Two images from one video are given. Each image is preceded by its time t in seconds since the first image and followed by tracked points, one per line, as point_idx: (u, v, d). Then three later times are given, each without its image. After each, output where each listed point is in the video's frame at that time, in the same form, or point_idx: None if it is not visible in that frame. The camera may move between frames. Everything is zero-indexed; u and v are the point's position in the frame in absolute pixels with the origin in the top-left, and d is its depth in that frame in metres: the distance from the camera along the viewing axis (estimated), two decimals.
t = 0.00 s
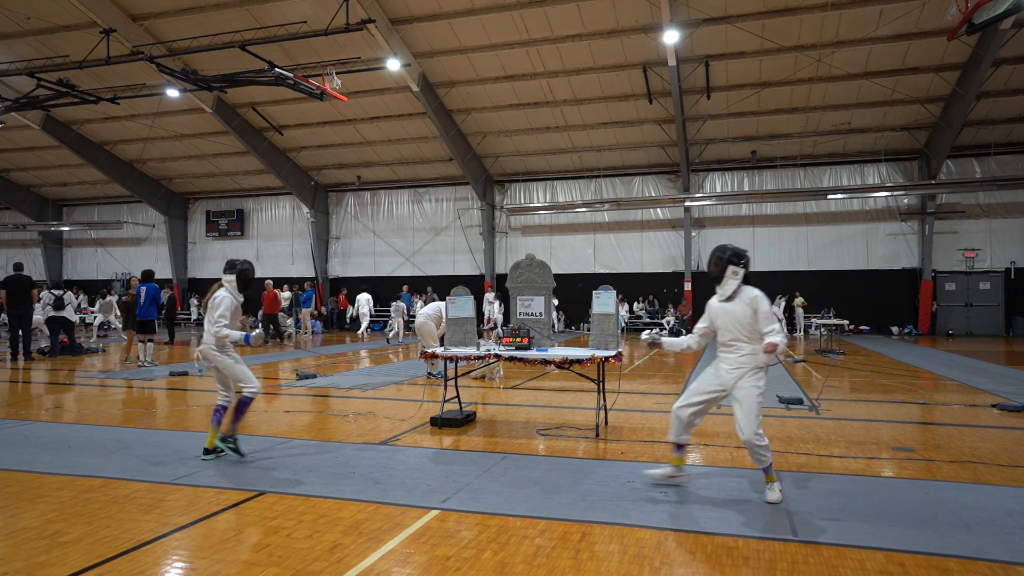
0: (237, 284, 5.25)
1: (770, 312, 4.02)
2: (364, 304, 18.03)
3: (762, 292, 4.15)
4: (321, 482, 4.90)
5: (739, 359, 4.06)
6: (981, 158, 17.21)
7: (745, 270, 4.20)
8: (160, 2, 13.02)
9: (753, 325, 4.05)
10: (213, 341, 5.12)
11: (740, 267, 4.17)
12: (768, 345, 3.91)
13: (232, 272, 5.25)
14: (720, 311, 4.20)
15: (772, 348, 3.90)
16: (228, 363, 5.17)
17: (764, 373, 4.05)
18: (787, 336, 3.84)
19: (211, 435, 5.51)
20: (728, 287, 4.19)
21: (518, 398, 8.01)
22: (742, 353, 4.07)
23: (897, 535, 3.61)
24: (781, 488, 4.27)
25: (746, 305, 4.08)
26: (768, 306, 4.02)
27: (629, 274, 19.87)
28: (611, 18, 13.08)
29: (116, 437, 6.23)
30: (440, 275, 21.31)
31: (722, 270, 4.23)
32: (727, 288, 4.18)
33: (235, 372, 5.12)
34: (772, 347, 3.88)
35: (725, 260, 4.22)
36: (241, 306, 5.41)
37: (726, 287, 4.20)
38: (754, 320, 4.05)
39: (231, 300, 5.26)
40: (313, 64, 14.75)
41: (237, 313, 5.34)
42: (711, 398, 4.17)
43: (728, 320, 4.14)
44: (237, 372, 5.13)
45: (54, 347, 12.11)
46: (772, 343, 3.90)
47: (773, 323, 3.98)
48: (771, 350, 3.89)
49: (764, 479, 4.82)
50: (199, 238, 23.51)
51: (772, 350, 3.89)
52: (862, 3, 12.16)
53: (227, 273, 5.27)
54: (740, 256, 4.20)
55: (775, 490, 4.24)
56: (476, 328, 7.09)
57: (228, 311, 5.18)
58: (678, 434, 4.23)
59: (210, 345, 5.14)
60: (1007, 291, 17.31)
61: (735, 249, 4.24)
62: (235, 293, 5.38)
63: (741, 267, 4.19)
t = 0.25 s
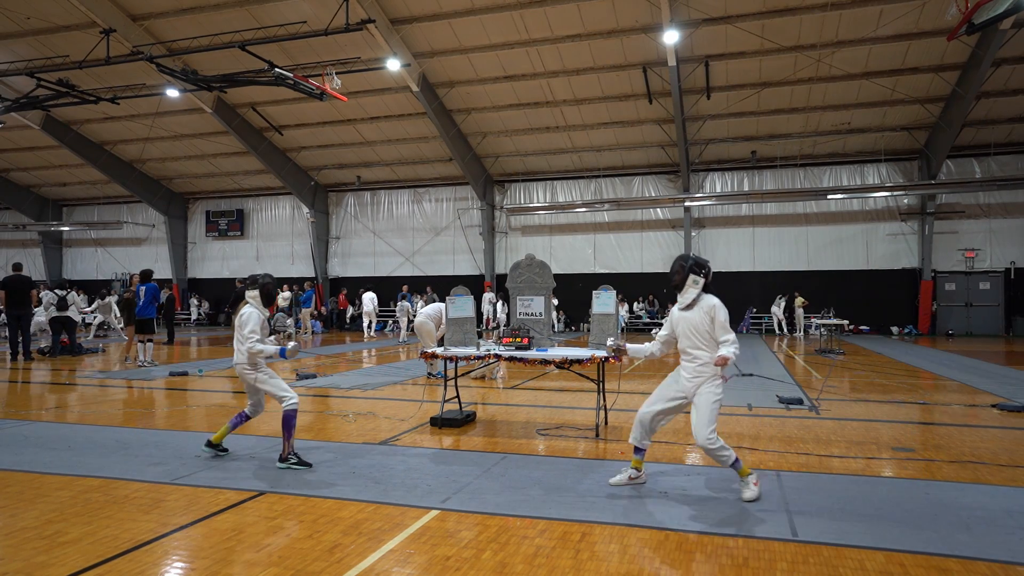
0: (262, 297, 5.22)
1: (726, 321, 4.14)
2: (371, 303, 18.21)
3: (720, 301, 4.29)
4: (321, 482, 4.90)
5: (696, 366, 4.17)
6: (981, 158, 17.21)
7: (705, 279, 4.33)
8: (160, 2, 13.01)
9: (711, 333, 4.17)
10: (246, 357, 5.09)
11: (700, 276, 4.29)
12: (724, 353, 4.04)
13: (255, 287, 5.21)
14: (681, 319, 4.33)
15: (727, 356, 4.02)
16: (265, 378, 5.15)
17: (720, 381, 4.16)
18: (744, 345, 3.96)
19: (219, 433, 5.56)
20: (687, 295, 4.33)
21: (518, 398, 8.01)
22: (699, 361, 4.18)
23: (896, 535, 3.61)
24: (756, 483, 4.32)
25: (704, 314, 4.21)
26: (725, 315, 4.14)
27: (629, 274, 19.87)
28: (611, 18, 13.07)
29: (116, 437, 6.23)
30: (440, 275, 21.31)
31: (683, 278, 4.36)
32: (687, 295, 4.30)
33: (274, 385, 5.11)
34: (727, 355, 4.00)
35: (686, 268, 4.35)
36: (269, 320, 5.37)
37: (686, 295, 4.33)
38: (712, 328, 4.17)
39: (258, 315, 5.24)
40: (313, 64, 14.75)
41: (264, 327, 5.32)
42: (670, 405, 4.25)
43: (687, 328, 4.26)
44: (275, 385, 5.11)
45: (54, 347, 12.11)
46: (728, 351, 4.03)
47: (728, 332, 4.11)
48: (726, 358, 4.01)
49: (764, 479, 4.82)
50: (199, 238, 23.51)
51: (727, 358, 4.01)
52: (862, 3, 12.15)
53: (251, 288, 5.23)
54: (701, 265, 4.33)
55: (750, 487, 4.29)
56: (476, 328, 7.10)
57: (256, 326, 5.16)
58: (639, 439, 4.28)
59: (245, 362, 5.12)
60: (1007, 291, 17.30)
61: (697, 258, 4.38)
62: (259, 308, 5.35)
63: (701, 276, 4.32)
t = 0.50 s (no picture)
0: (267, 294, 5.29)
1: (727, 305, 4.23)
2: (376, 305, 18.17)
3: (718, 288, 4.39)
4: (321, 482, 4.90)
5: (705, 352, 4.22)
6: (980, 158, 17.22)
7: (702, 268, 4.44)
8: (160, 2, 13.02)
9: (714, 319, 4.24)
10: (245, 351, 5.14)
11: (696, 265, 4.41)
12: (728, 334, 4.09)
13: (260, 283, 5.27)
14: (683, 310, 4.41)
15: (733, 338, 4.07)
16: (263, 374, 5.17)
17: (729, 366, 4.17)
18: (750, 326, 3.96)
19: (223, 430, 5.66)
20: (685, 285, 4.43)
21: (518, 398, 8.01)
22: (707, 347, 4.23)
23: (896, 535, 3.61)
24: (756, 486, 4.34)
25: (705, 301, 4.30)
26: (725, 300, 4.23)
27: (629, 274, 19.87)
28: (611, 18, 13.07)
29: (117, 437, 6.23)
30: (440, 275, 21.31)
31: (679, 269, 4.49)
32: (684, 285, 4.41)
33: (271, 382, 5.14)
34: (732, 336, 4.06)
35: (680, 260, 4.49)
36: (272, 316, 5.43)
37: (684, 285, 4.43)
38: (715, 314, 4.25)
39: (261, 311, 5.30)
40: (313, 64, 14.75)
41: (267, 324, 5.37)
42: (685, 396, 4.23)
43: (691, 317, 4.34)
44: (272, 382, 5.13)
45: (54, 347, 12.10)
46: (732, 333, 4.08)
47: (731, 315, 4.19)
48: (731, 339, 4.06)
49: (764, 479, 4.82)
50: (199, 237, 23.50)
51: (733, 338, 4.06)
52: (862, 3, 12.15)
53: (254, 283, 5.29)
54: (695, 255, 4.47)
55: (748, 487, 4.30)
56: (476, 328, 7.10)
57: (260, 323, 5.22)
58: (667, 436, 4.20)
59: (245, 357, 5.15)
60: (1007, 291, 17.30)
61: (691, 250, 4.52)
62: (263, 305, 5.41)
63: (697, 266, 4.44)
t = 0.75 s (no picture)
0: (260, 292, 5.30)
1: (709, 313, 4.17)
2: (381, 303, 18.52)
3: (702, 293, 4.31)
4: (321, 482, 4.91)
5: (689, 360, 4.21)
6: (980, 158, 17.21)
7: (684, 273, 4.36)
8: (160, 2, 13.01)
9: (697, 327, 4.20)
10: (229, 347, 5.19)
11: (678, 271, 4.34)
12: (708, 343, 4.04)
13: (255, 281, 5.29)
14: (667, 317, 4.37)
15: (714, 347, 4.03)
16: (244, 369, 5.21)
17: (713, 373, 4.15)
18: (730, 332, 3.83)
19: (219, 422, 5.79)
20: (668, 292, 4.37)
21: (518, 398, 8.01)
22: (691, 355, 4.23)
23: (896, 535, 3.61)
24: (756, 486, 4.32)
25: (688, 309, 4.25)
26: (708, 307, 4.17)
27: (629, 274, 19.87)
28: (611, 18, 13.06)
29: (117, 437, 6.24)
30: (440, 275, 21.31)
31: (661, 275, 4.42)
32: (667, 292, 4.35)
33: (250, 378, 5.16)
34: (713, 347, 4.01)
35: (663, 266, 4.42)
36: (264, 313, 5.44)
37: (667, 292, 4.37)
38: (697, 321, 4.21)
39: (253, 309, 5.32)
40: (313, 64, 14.75)
41: (259, 320, 5.40)
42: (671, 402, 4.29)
43: (675, 324, 4.32)
44: (250, 378, 5.15)
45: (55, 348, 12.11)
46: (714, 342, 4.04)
47: (713, 323, 4.12)
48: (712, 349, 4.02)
49: (764, 479, 4.82)
50: (199, 237, 23.50)
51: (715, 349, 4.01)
52: (861, 3, 12.15)
53: (249, 280, 5.30)
54: (678, 260, 4.38)
55: (747, 487, 4.29)
56: (476, 328, 7.10)
57: (251, 320, 5.24)
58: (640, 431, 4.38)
59: (228, 351, 5.19)
60: (1007, 291, 17.29)
61: (673, 254, 4.43)
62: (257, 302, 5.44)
63: (680, 271, 4.36)
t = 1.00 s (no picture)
0: (240, 298, 5.30)
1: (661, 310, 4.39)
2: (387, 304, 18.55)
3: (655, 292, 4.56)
4: (321, 482, 4.91)
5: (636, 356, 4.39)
6: (980, 158, 17.21)
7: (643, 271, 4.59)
8: (160, 2, 13.01)
9: (647, 324, 4.44)
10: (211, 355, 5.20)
11: (637, 268, 4.56)
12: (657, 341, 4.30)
13: (235, 287, 5.30)
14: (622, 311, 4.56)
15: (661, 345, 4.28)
16: (228, 374, 5.23)
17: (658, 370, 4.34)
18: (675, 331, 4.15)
19: (187, 428, 5.80)
20: (626, 287, 4.58)
21: (518, 398, 8.01)
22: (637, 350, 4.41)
23: (896, 535, 3.61)
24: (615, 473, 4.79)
25: (641, 305, 4.46)
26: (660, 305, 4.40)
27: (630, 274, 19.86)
28: (611, 18, 13.06)
29: (117, 437, 6.24)
30: (440, 276, 21.31)
31: (621, 271, 4.64)
32: (625, 288, 4.56)
33: (235, 381, 5.20)
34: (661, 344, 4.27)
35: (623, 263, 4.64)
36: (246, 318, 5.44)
37: (625, 288, 4.58)
38: (647, 320, 4.45)
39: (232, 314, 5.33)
40: (313, 65, 14.74)
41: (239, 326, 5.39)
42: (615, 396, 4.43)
43: (627, 320, 4.50)
44: (236, 381, 5.18)
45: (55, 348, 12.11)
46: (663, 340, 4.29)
47: (661, 322, 4.40)
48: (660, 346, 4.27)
49: (765, 480, 4.82)
50: (199, 237, 23.50)
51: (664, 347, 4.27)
52: (862, 3, 12.15)
53: (229, 287, 5.32)
54: (638, 258, 4.61)
55: (713, 480, 4.41)
56: (476, 328, 7.09)
57: (229, 326, 5.24)
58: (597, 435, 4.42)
59: (210, 357, 5.21)
60: (1007, 291, 17.29)
61: (633, 252, 4.64)
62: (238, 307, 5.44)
63: (638, 269, 4.58)
